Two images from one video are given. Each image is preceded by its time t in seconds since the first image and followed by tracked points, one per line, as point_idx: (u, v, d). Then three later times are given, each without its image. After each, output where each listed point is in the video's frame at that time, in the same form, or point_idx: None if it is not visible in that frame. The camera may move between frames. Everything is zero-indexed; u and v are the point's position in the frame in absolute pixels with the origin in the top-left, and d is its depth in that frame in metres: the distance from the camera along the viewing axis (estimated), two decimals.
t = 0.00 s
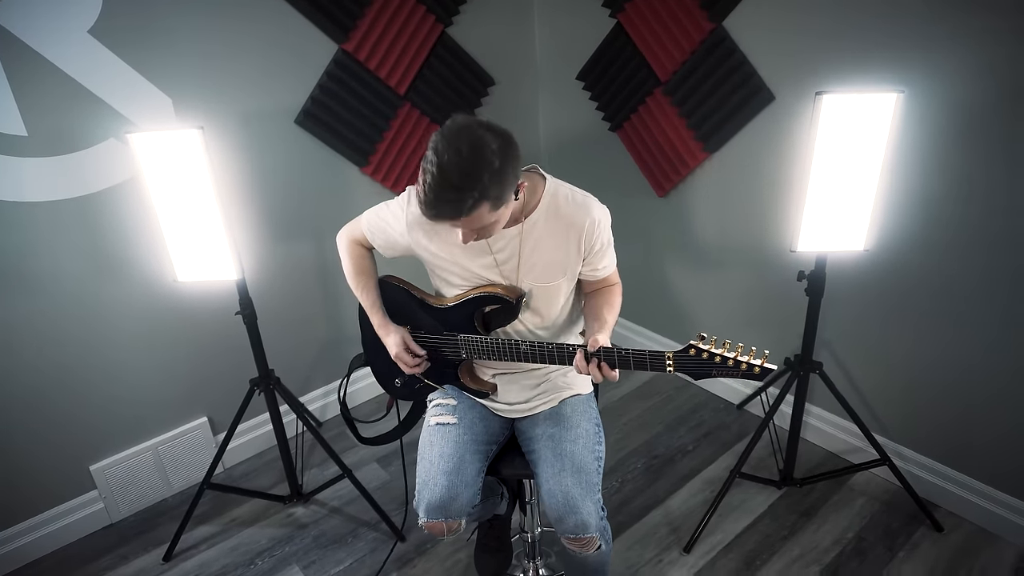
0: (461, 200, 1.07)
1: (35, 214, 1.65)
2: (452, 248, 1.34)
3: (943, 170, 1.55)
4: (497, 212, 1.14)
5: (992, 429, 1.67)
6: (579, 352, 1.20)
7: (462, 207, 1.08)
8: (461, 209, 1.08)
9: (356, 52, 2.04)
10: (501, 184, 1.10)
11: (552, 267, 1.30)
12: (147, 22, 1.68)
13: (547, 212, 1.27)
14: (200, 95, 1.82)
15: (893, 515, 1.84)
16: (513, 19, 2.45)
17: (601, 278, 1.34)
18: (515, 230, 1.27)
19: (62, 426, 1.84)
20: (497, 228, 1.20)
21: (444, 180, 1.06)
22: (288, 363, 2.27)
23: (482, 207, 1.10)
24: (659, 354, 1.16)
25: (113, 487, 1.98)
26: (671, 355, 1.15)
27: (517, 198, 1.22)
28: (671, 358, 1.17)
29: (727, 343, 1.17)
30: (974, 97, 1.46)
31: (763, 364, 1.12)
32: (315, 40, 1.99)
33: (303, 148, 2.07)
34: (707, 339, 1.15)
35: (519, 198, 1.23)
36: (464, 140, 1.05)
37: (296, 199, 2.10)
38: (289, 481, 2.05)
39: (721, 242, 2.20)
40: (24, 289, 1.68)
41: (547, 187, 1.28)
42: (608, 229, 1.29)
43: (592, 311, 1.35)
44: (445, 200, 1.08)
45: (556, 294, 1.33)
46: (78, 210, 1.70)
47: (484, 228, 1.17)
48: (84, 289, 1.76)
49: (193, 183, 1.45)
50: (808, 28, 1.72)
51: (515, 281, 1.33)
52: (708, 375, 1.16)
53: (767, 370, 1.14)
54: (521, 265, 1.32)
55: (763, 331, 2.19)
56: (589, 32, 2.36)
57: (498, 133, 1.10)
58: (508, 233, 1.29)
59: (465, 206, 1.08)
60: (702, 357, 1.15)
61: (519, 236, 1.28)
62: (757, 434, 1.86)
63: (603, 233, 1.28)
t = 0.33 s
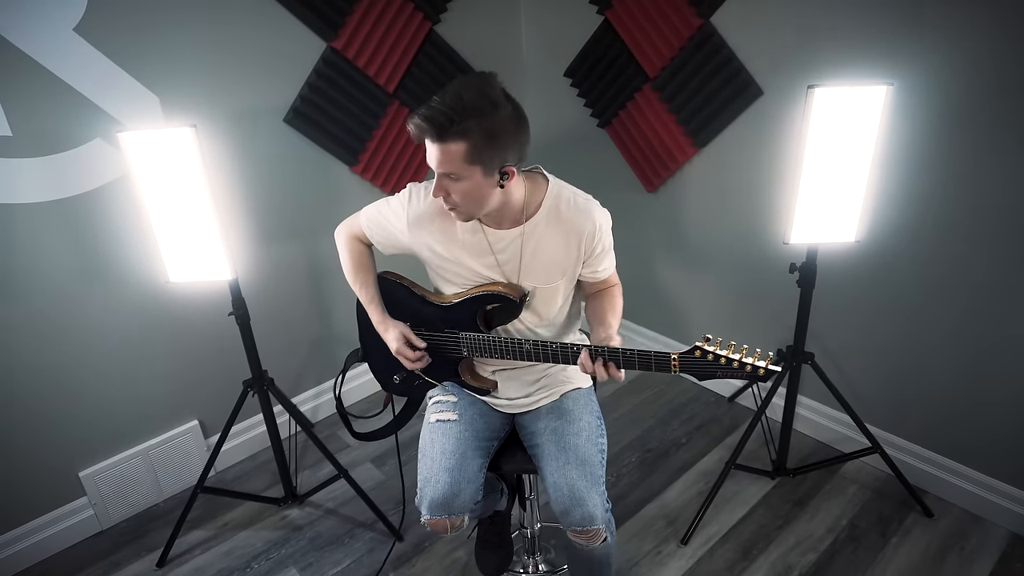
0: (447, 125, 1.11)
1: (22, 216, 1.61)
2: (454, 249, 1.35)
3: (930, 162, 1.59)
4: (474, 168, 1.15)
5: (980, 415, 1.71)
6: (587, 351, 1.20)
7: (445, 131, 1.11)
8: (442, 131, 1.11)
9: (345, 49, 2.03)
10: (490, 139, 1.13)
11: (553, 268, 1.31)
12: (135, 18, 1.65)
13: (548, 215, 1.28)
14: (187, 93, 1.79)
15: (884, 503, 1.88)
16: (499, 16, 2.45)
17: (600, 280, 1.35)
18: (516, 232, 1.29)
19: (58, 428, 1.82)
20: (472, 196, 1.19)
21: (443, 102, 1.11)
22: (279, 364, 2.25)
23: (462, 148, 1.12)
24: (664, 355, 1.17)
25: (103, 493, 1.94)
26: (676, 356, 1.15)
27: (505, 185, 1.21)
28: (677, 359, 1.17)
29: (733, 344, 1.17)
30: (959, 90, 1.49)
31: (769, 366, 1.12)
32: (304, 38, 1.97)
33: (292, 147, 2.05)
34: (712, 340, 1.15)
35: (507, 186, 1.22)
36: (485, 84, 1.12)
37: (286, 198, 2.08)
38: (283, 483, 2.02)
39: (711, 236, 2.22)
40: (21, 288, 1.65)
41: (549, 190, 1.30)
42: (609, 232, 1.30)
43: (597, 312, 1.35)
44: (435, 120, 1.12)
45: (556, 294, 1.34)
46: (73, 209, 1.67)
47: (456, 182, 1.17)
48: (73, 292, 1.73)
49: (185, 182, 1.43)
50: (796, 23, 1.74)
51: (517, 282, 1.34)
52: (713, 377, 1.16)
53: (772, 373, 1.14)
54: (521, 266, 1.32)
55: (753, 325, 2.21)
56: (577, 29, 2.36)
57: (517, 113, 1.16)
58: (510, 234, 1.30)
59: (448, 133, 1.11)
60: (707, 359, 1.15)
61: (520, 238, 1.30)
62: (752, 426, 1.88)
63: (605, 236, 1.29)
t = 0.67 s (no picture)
0: (448, 132, 1.12)
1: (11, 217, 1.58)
2: (459, 240, 1.36)
3: (917, 157, 1.63)
4: (477, 171, 1.16)
5: (966, 403, 1.76)
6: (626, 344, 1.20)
7: (445, 138, 1.12)
8: (443, 139, 1.12)
9: (337, 48, 2.03)
10: (491, 140, 1.13)
11: (556, 261, 1.33)
12: (129, 16, 1.64)
13: (553, 208, 1.30)
14: (179, 92, 1.78)
15: (874, 490, 1.92)
16: (488, 15, 2.46)
17: (609, 281, 1.37)
18: (521, 223, 1.30)
19: (51, 431, 1.79)
20: (479, 197, 1.21)
21: (442, 109, 1.12)
22: (272, 365, 2.24)
23: (464, 152, 1.13)
24: (668, 342, 1.20)
25: (95, 498, 1.91)
26: (680, 342, 1.18)
27: (511, 181, 1.22)
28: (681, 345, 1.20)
29: (735, 330, 1.20)
30: (944, 87, 1.53)
31: (771, 350, 1.15)
32: (295, 36, 1.96)
33: (284, 146, 2.04)
34: (714, 326, 1.18)
35: (512, 181, 1.23)
36: (481, 85, 1.13)
37: (278, 197, 2.07)
38: (278, 484, 2.02)
39: (703, 232, 2.25)
40: (15, 290, 1.63)
41: (553, 182, 1.31)
42: (613, 226, 1.32)
43: (618, 314, 1.37)
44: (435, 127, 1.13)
45: (560, 288, 1.35)
46: (69, 207, 1.66)
47: (462, 186, 1.18)
48: (67, 292, 1.71)
49: (181, 181, 1.42)
50: (785, 22, 1.77)
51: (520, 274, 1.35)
52: (716, 363, 1.19)
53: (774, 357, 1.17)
54: (526, 258, 1.34)
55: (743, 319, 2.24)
56: (566, 28, 2.38)
57: (516, 109, 1.16)
58: (514, 226, 1.32)
59: (449, 140, 1.12)
60: (710, 345, 1.18)
61: (524, 229, 1.31)
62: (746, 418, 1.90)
63: (609, 230, 1.31)
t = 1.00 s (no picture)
0: (474, 101, 1.15)
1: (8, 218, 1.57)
2: (463, 239, 1.38)
3: (908, 153, 1.67)
4: (496, 146, 1.18)
5: (955, 392, 1.81)
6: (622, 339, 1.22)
7: (471, 107, 1.15)
8: (470, 106, 1.15)
9: (333, 48, 2.03)
10: (514, 117, 1.17)
11: (560, 260, 1.34)
12: (127, 14, 1.64)
13: (557, 208, 1.33)
14: (176, 91, 1.77)
15: (867, 480, 1.96)
16: (481, 15, 2.48)
17: (610, 281, 1.39)
18: (525, 223, 1.32)
19: (48, 434, 1.77)
20: (490, 178, 1.22)
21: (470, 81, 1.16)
22: (268, 366, 2.23)
23: (487, 124, 1.16)
24: (671, 336, 1.21)
25: (92, 501, 1.90)
26: (683, 336, 1.20)
27: (522, 168, 1.26)
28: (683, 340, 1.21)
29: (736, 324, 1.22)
30: (933, 86, 1.58)
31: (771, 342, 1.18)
32: (292, 36, 1.96)
33: (281, 146, 2.04)
34: (717, 320, 1.20)
35: (524, 170, 1.27)
36: (508, 67, 1.18)
37: (275, 197, 2.07)
38: (278, 484, 2.01)
39: (696, 228, 2.28)
40: (12, 291, 1.61)
41: (558, 185, 1.34)
42: (614, 228, 1.35)
43: (617, 315, 1.39)
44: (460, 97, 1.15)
45: (563, 286, 1.37)
46: (69, 207, 1.65)
47: (478, 161, 1.20)
48: (64, 293, 1.70)
49: (183, 179, 1.42)
50: (778, 22, 1.81)
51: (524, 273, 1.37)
52: (718, 356, 1.20)
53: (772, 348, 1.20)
54: (530, 257, 1.35)
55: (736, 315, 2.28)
56: (559, 27, 2.40)
57: (535, 98, 1.22)
58: (519, 226, 1.34)
59: (475, 109, 1.15)
60: (713, 338, 1.20)
61: (530, 229, 1.33)
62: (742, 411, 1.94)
63: (611, 230, 1.34)
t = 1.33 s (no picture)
0: (477, 134, 1.14)
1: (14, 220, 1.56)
2: (481, 235, 1.39)
3: (907, 150, 1.71)
4: (508, 170, 1.19)
5: (954, 384, 1.85)
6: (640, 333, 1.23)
7: (476, 141, 1.14)
8: (475, 141, 1.14)
9: (337, 49, 2.04)
10: (521, 139, 1.16)
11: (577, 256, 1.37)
12: (132, 14, 1.63)
13: (575, 204, 1.34)
14: (181, 92, 1.77)
15: (868, 472, 2.00)
16: (481, 16, 2.49)
17: (620, 281, 1.42)
18: (544, 219, 1.34)
19: (54, 437, 1.76)
20: (510, 197, 1.24)
21: (471, 114, 1.14)
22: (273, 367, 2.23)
23: (495, 153, 1.15)
24: (690, 328, 1.23)
25: (99, 504, 1.89)
26: (702, 328, 1.22)
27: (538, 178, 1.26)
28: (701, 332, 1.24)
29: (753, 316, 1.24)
30: (932, 83, 1.61)
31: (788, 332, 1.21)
32: (296, 37, 1.97)
33: (286, 146, 2.04)
34: (734, 312, 1.22)
35: (541, 178, 1.28)
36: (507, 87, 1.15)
37: (280, 197, 2.07)
38: (286, 484, 2.01)
39: (697, 226, 2.31)
40: (12, 294, 1.59)
41: (578, 183, 1.35)
42: (629, 226, 1.38)
43: (619, 313, 1.42)
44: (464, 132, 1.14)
45: (579, 283, 1.40)
46: (76, 209, 1.65)
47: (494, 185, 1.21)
48: (70, 294, 1.69)
49: (196, 180, 1.42)
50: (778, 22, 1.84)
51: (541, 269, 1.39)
52: (737, 346, 1.23)
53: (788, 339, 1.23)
54: (548, 253, 1.38)
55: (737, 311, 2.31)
56: (559, 28, 2.42)
57: (541, 107, 1.19)
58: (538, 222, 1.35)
59: (480, 143, 1.14)
60: (731, 330, 1.22)
61: (548, 225, 1.35)
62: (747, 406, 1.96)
63: (627, 228, 1.36)
